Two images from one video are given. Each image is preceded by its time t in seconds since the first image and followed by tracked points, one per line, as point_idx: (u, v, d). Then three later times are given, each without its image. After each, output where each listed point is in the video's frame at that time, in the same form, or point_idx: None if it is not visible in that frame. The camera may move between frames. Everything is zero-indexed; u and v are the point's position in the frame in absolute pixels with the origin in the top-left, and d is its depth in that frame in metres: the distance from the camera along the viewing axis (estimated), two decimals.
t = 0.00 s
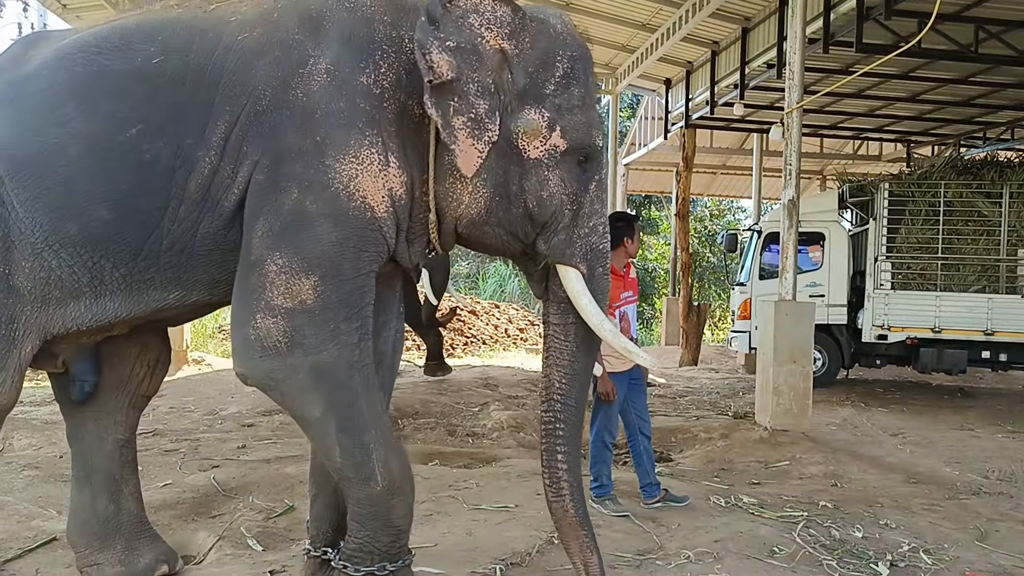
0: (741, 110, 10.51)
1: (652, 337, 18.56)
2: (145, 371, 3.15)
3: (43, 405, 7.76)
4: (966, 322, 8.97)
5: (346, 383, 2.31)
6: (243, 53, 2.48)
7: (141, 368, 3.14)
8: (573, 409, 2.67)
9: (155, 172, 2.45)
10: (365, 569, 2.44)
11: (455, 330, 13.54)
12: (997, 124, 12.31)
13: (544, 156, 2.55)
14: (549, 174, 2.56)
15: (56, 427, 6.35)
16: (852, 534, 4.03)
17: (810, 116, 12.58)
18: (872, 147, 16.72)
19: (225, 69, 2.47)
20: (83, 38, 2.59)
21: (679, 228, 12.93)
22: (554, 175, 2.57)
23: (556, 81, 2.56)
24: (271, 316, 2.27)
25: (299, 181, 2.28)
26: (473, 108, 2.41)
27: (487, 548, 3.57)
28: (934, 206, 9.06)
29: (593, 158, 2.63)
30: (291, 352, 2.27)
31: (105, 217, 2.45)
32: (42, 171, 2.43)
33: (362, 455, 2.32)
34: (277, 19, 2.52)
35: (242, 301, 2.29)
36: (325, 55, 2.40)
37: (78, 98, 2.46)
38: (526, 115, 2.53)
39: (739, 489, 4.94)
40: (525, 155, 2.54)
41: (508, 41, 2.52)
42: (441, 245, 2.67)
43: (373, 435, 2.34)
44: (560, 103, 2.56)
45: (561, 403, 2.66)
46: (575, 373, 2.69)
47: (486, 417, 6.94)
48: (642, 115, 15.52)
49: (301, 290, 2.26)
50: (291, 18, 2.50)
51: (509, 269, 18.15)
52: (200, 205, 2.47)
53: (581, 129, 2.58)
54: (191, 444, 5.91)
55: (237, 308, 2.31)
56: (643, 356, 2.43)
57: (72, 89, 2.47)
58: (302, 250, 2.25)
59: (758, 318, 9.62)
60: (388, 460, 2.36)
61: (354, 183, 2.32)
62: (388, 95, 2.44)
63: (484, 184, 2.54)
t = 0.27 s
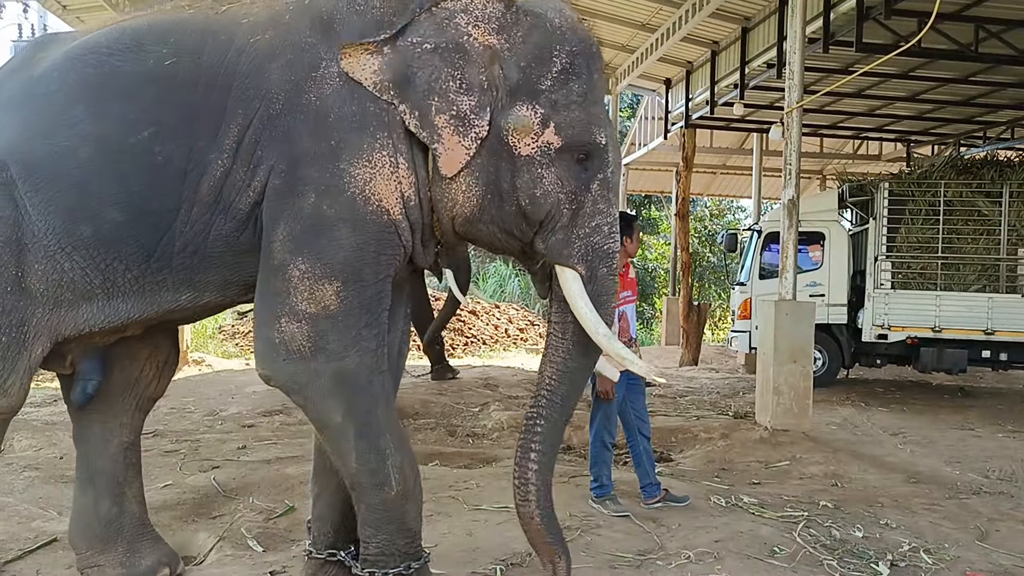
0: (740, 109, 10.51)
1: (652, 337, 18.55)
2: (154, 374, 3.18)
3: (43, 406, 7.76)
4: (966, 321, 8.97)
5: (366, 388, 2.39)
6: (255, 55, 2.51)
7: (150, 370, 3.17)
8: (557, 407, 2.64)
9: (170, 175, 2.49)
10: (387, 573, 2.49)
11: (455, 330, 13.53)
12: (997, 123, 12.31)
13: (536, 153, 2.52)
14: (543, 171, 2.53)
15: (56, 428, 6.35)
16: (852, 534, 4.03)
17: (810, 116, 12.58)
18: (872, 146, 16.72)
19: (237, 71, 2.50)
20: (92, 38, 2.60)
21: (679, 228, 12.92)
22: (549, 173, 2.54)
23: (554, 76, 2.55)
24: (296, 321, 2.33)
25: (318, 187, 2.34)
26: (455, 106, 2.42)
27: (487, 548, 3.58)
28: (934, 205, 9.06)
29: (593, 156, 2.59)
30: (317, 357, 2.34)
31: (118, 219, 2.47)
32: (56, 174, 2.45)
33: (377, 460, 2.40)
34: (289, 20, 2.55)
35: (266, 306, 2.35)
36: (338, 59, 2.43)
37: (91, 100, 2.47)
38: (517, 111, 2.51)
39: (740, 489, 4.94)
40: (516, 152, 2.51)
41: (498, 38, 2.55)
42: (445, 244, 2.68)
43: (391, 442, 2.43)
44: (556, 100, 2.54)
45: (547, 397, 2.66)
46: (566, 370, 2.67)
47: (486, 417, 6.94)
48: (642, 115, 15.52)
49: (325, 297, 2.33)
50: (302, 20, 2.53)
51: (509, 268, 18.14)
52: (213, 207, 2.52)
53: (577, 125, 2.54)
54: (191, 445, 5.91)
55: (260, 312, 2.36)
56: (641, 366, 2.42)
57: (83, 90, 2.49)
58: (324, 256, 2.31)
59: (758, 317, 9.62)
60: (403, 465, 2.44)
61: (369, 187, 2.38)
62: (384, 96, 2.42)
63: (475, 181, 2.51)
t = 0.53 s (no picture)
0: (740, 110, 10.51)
1: (652, 337, 18.57)
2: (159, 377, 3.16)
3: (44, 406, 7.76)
4: (966, 323, 8.97)
5: (371, 390, 2.39)
6: (272, 55, 2.52)
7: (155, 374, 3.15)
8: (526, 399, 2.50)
9: (188, 175, 2.49)
10: None
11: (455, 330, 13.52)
12: (997, 124, 12.31)
13: (520, 156, 2.45)
14: (530, 175, 2.46)
15: (57, 428, 6.36)
16: (852, 535, 4.03)
17: (810, 117, 12.57)
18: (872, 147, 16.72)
19: (255, 70, 2.51)
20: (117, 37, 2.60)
21: (680, 229, 12.92)
22: (537, 176, 2.47)
23: (542, 77, 2.45)
24: (308, 316, 2.35)
25: (326, 182, 2.35)
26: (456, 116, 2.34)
27: (486, 549, 3.58)
28: (933, 206, 9.06)
29: (589, 157, 2.49)
30: (326, 352, 2.36)
31: (138, 220, 2.48)
32: (75, 175, 2.46)
33: (369, 469, 2.42)
34: (308, 21, 2.55)
35: (280, 301, 2.38)
36: (352, 57, 2.44)
37: (112, 100, 2.48)
38: (500, 113, 2.43)
39: (740, 490, 4.94)
40: (500, 156, 2.45)
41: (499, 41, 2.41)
42: (454, 246, 2.68)
43: (385, 450, 2.44)
44: (544, 101, 2.45)
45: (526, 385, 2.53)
46: (551, 370, 2.53)
47: (486, 418, 6.94)
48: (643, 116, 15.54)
49: (334, 292, 2.34)
50: (321, 18, 2.54)
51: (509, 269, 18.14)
52: (230, 205, 2.52)
53: (566, 126, 2.45)
54: (191, 446, 5.92)
55: (276, 308, 2.39)
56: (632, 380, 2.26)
57: (105, 91, 2.50)
58: (335, 252, 2.33)
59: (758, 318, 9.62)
60: (391, 478, 2.45)
61: (376, 184, 2.38)
62: (403, 100, 2.43)
63: (463, 186, 2.48)
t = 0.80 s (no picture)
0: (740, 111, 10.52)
1: (652, 338, 18.58)
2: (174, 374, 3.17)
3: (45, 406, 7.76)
4: (966, 324, 8.97)
5: (394, 393, 2.37)
6: (290, 51, 2.54)
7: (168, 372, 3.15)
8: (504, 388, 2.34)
9: (209, 176, 2.50)
10: None
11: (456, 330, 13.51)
12: (997, 126, 12.31)
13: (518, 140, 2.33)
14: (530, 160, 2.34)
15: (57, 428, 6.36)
16: (852, 536, 4.03)
17: (810, 118, 12.57)
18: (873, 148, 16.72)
19: (274, 67, 2.52)
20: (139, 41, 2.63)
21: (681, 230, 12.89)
22: (539, 162, 2.33)
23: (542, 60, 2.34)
24: (334, 312, 2.35)
25: (344, 175, 2.35)
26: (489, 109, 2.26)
27: (487, 550, 3.58)
28: (934, 207, 9.07)
29: (593, 141, 2.33)
30: (351, 349, 2.35)
31: (161, 222, 2.48)
32: (98, 178, 2.48)
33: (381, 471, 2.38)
34: (328, 16, 2.58)
35: (307, 298, 2.38)
36: (369, 50, 2.46)
37: (135, 102, 2.51)
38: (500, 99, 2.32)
39: (740, 491, 4.94)
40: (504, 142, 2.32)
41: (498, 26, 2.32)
42: (468, 242, 2.62)
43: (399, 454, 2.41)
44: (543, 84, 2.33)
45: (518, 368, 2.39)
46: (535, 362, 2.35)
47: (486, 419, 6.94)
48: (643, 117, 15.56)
49: (358, 289, 2.34)
50: (340, 15, 2.56)
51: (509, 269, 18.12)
52: (253, 203, 2.52)
53: (567, 109, 2.32)
54: (192, 446, 5.93)
55: (304, 305, 2.40)
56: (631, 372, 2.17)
57: (128, 93, 2.52)
58: (358, 247, 2.32)
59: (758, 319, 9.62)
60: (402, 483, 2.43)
61: (393, 179, 2.38)
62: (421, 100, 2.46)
63: (469, 175, 2.42)
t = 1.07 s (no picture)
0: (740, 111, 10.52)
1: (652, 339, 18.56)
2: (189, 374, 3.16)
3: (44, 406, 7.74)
4: (966, 324, 8.97)
5: (405, 395, 2.37)
6: (299, 47, 2.53)
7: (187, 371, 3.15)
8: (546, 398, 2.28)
9: (222, 177, 2.50)
10: None
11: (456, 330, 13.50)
12: (997, 126, 12.32)
13: (525, 130, 2.32)
14: (538, 149, 2.33)
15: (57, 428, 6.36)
16: (852, 536, 4.03)
17: (810, 118, 12.57)
18: (873, 148, 16.73)
19: (284, 65, 2.52)
20: (155, 42, 2.65)
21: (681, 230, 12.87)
22: (545, 151, 2.33)
23: (545, 46, 2.34)
24: (349, 311, 2.35)
25: (353, 171, 2.35)
26: (458, 88, 2.23)
27: (487, 549, 3.58)
28: (934, 207, 9.07)
29: (601, 125, 2.31)
30: (363, 350, 2.36)
31: (173, 222, 2.51)
32: (113, 179, 2.52)
33: (387, 473, 2.38)
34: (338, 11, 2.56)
35: (320, 298, 2.38)
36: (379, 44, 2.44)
37: (151, 105, 2.54)
38: (502, 88, 2.33)
39: (740, 491, 4.94)
40: (506, 131, 2.34)
41: (492, 14, 2.36)
42: (485, 239, 2.63)
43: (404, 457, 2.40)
44: (548, 70, 2.33)
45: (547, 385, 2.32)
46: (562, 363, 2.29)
47: (486, 419, 6.93)
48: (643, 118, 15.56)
49: (372, 289, 2.34)
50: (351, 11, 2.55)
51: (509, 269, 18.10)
52: (264, 202, 2.51)
53: (570, 93, 2.30)
54: (192, 446, 5.93)
55: (316, 304, 2.40)
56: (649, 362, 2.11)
57: (144, 95, 2.55)
58: (369, 247, 2.32)
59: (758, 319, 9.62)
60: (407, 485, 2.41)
61: (404, 177, 2.39)
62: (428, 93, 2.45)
63: (473, 168, 2.43)
